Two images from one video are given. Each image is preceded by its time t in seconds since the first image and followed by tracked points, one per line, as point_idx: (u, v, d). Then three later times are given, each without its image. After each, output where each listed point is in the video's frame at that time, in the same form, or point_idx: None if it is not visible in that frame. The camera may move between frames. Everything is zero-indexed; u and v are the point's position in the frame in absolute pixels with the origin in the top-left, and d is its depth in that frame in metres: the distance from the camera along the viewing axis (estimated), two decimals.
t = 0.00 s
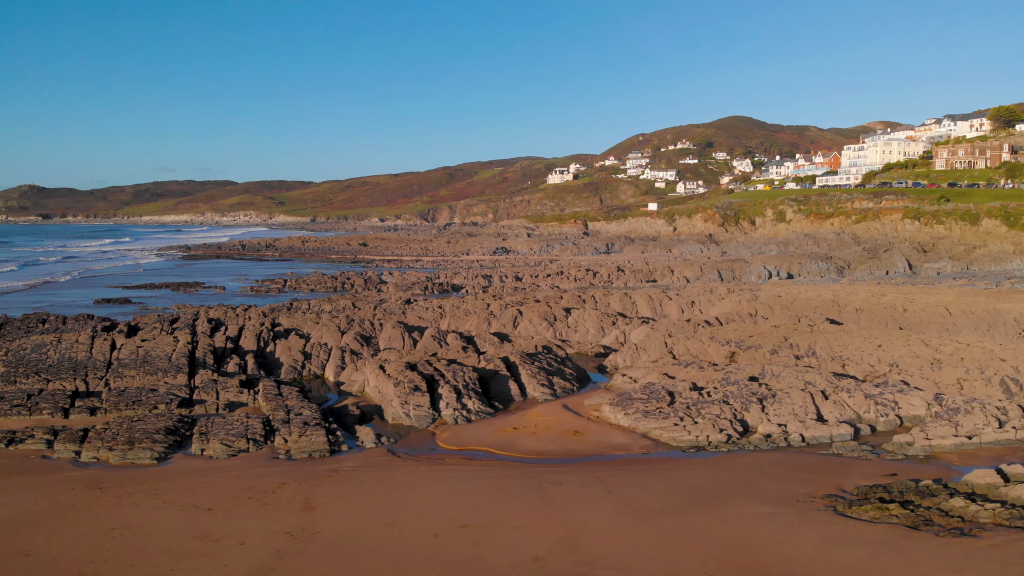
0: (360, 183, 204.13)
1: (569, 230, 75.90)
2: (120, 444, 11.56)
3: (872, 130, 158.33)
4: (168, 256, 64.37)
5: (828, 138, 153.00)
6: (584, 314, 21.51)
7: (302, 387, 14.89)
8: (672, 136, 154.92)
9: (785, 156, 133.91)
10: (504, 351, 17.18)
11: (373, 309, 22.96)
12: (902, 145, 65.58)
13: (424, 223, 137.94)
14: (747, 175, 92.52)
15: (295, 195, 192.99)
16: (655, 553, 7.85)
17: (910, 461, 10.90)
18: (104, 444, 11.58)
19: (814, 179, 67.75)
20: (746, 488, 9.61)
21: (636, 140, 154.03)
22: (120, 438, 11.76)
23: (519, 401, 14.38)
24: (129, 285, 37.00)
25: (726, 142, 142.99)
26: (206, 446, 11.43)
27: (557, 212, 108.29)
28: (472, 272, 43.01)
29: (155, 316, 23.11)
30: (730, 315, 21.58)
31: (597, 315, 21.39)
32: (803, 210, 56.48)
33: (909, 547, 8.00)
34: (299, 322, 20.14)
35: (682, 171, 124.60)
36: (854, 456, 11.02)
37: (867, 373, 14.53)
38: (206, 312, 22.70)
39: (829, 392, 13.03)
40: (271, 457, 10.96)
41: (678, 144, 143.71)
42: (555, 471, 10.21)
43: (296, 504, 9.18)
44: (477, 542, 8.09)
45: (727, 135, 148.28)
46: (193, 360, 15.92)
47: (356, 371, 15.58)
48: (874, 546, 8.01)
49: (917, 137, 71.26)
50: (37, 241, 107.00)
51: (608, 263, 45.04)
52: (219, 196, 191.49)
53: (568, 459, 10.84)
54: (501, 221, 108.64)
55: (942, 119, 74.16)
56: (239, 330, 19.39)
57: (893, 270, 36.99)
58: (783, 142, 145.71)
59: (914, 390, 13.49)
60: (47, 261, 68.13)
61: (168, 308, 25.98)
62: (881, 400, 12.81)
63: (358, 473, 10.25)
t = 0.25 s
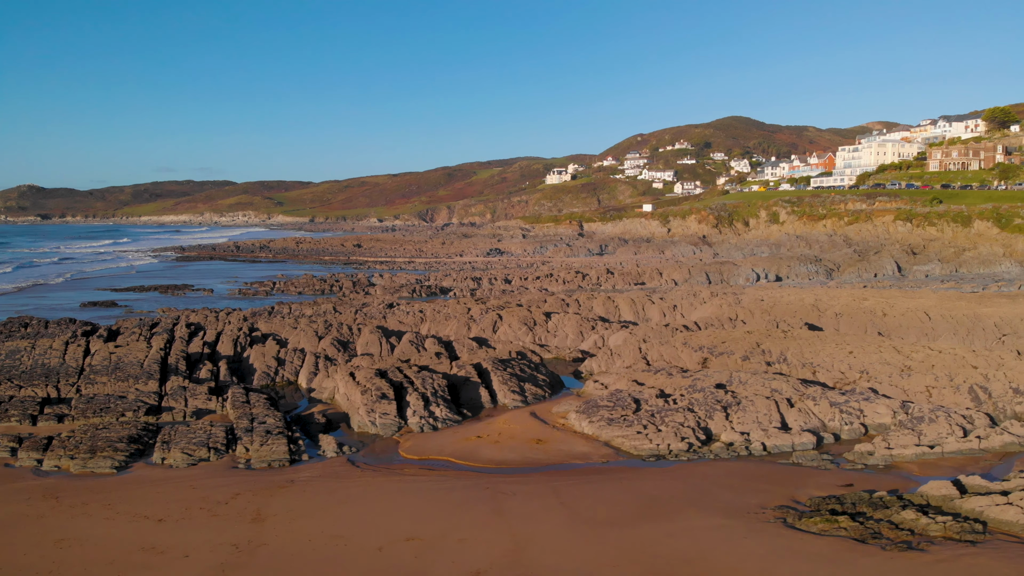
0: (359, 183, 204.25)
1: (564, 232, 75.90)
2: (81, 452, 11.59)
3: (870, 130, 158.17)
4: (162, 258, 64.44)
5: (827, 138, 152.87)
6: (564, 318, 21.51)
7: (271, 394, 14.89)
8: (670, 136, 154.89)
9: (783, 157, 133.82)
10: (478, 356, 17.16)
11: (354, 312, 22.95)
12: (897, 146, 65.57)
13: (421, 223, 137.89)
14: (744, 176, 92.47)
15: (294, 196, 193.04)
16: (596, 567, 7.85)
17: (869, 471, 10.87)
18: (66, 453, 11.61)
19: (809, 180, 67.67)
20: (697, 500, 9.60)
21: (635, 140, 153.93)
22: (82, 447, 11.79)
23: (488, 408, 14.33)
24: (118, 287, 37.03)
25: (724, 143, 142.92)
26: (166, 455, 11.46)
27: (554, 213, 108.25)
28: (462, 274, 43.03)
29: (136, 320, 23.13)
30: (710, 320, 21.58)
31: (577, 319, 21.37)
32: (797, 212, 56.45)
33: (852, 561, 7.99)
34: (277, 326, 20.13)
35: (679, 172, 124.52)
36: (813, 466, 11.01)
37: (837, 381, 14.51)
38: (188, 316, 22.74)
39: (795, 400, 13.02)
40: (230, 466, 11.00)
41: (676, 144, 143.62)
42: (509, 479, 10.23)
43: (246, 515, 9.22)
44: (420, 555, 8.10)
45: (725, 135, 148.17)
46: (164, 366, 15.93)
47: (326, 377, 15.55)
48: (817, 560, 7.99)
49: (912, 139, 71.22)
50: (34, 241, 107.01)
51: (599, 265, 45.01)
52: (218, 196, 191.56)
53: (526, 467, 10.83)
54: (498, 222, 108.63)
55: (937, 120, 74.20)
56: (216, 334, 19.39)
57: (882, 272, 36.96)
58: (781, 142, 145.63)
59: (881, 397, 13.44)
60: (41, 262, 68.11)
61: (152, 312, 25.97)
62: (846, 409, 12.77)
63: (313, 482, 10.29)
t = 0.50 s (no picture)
0: (358, 184, 204.29)
1: (559, 233, 75.91)
2: (43, 461, 11.61)
3: (869, 130, 158.01)
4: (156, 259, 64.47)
5: (825, 138, 152.77)
6: (543, 323, 21.51)
7: (242, 402, 14.91)
8: (668, 137, 154.92)
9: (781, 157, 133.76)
10: (452, 362, 17.16)
11: (335, 316, 22.96)
12: (891, 148, 65.56)
13: (419, 224, 137.90)
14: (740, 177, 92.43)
15: (293, 196, 193.05)
16: None
17: (828, 480, 10.87)
18: (28, 461, 11.65)
19: (803, 181, 67.66)
20: (650, 509, 9.61)
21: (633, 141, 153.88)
22: (45, 455, 11.82)
23: (457, 415, 14.33)
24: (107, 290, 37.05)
25: (722, 143, 142.86)
26: (128, 464, 11.49)
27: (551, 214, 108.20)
28: (452, 277, 43.02)
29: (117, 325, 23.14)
30: (689, 324, 21.57)
31: (557, 323, 21.36)
32: (790, 213, 56.41)
33: None
34: (255, 331, 20.15)
35: (677, 172, 124.47)
36: (772, 476, 10.99)
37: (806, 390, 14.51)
38: (169, 321, 22.76)
39: (760, 408, 13.02)
40: (189, 476, 11.02)
41: (674, 145, 143.57)
42: (465, 489, 10.25)
43: (197, 527, 9.25)
44: (364, 568, 8.10)
45: (723, 136, 148.12)
46: (137, 373, 15.97)
47: (297, 384, 15.56)
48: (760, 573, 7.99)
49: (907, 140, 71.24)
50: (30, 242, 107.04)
51: (590, 267, 45.00)
52: (217, 197, 191.58)
53: (484, 477, 10.82)
54: (494, 223, 108.61)
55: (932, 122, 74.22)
56: (194, 340, 19.43)
57: (871, 275, 36.94)
58: (779, 142, 145.59)
59: (848, 405, 13.43)
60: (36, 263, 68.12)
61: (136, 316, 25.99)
62: (811, 417, 12.77)
63: (270, 492, 10.32)
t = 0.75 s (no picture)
0: (357, 184, 204.39)
1: (554, 234, 75.91)
2: (5, 469, 11.62)
3: (867, 130, 157.88)
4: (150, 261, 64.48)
5: (823, 138, 152.65)
6: (522, 327, 21.48)
7: (212, 409, 14.93)
8: (666, 138, 154.93)
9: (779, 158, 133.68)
10: (425, 368, 17.15)
11: (316, 320, 22.96)
12: (885, 149, 65.53)
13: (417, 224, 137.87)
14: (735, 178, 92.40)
15: (291, 197, 193.06)
16: None
17: (787, 490, 10.87)
18: None
19: (797, 182, 67.64)
20: (602, 520, 9.62)
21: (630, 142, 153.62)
22: (8, 463, 11.82)
23: (426, 422, 14.33)
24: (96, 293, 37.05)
25: (719, 144, 142.85)
26: (89, 472, 11.51)
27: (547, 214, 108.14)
28: (442, 279, 43.01)
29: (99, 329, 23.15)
30: (669, 329, 21.55)
31: (536, 328, 21.34)
32: (783, 215, 56.37)
33: None
34: (233, 337, 20.14)
35: (674, 173, 124.41)
36: (730, 485, 10.99)
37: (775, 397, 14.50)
38: (150, 326, 22.76)
39: (725, 416, 13.03)
40: (148, 485, 11.03)
41: (672, 145, 143.48)
42: (420, 499, 10.27)
43: (149, 539, 9.28)
44: None
45: (720, 136, 148.12)
46: (110, 379, 15.98)
47: (268, 391, 15.56)
48: None
49: (901, 141, 71.24)
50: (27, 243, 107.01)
51: (581, 269, 44.99)
52: (215, 197, 191.58)
53: (442, 486, 10.84)
54: (491, 224, 108.62)
55: (927, 122, 74.21)
56: (171, 345, 19.43)
57: (860, 277, 36.91)
58: (777, 143, 145.54)
59: (814, 413, 13.40)
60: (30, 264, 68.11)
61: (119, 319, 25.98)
62: (775, 425, 12.77)
63: (226, 501, 10.34)
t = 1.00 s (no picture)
0: (356, 184, 204.47)
1: (550, 235, 75.91)
2: None
3: (866, 130, 157.62)
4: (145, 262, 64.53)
5: (821, 139, 152.49)
6: (502, 332, 21.48)
7: (182, 416, 14.96)
8: (664, 138, 154.87)
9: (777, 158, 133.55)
10: (399, 374, 17.17)
11: (297, 324, 22.99)
12: (879, 150, 65.48)
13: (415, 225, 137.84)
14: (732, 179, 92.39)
15: (290, 197, 193.10)
16: None
17: (744, 500, 10.89)
18: None
19: (791, 184, 67.61)
20: (554, 531, 9.64)
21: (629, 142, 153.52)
22: None
23: (394, 429, 14.34)
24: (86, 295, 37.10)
25: (718, 144, 142.77)
26: (51, 481, 11.55)
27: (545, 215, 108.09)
28: (433, 281, 43.02)
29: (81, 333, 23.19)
30: (649, 334, 21.56)
31: (515, 332, 21.34)
32: (776, 217, 56.31)
33: None
34: (211, 342, 20.18)
35: (672, 173, 124.31)
36: (689, 495, 11.01)
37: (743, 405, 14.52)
38: (132, 330, 22.79)
39: (690, 424, 13.05)
40: (108, 495, 11.07)
41: (670, 146, 143.41)
42: (376, 509, 10.30)
43: (101, 550, 9.32)
44: None
45: (719, 137, 148.05)
46: (82, 386, 16.02)
47: (240, 397, 15.58)
48: None
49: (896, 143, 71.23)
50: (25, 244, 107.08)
51: (572, 272, 44.98)
52: (214, 198, 191.66)
53: (400, 496, 10.87)
54: (489, 224, 108.60)
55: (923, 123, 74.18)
56: (149, 350, 19.46)
57: (849, 280, 36.88)
58: (776, 144, 145.46)
59: (781, 421, 13.40)
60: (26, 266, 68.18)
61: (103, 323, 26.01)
62: (739, 433, 12.78)
63: (182, 511, 10.38)
